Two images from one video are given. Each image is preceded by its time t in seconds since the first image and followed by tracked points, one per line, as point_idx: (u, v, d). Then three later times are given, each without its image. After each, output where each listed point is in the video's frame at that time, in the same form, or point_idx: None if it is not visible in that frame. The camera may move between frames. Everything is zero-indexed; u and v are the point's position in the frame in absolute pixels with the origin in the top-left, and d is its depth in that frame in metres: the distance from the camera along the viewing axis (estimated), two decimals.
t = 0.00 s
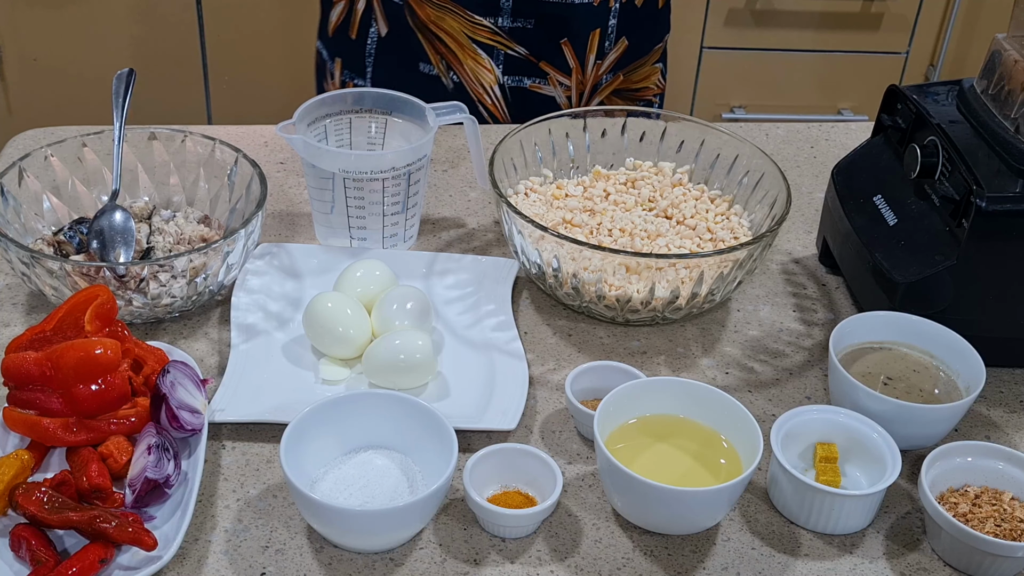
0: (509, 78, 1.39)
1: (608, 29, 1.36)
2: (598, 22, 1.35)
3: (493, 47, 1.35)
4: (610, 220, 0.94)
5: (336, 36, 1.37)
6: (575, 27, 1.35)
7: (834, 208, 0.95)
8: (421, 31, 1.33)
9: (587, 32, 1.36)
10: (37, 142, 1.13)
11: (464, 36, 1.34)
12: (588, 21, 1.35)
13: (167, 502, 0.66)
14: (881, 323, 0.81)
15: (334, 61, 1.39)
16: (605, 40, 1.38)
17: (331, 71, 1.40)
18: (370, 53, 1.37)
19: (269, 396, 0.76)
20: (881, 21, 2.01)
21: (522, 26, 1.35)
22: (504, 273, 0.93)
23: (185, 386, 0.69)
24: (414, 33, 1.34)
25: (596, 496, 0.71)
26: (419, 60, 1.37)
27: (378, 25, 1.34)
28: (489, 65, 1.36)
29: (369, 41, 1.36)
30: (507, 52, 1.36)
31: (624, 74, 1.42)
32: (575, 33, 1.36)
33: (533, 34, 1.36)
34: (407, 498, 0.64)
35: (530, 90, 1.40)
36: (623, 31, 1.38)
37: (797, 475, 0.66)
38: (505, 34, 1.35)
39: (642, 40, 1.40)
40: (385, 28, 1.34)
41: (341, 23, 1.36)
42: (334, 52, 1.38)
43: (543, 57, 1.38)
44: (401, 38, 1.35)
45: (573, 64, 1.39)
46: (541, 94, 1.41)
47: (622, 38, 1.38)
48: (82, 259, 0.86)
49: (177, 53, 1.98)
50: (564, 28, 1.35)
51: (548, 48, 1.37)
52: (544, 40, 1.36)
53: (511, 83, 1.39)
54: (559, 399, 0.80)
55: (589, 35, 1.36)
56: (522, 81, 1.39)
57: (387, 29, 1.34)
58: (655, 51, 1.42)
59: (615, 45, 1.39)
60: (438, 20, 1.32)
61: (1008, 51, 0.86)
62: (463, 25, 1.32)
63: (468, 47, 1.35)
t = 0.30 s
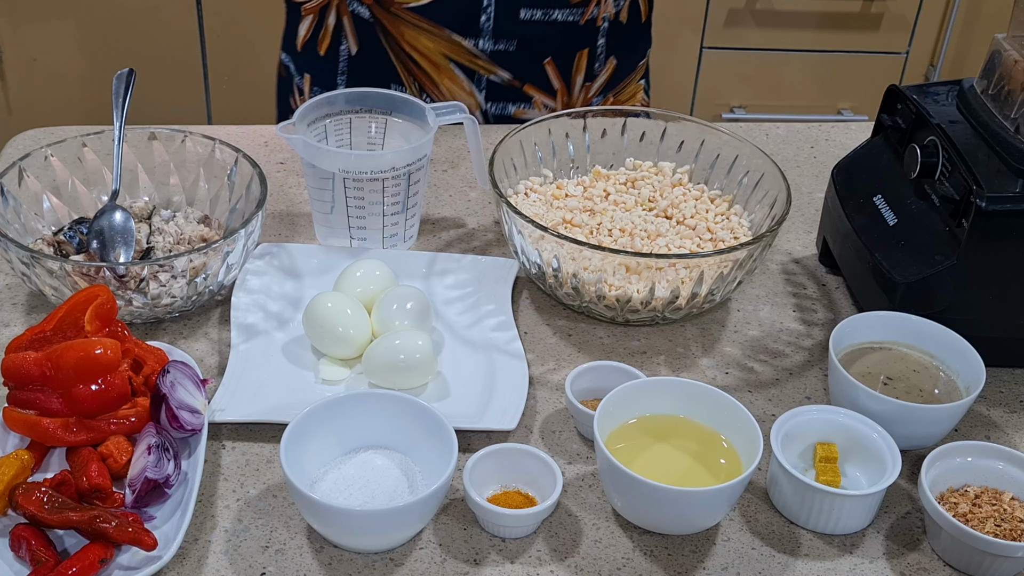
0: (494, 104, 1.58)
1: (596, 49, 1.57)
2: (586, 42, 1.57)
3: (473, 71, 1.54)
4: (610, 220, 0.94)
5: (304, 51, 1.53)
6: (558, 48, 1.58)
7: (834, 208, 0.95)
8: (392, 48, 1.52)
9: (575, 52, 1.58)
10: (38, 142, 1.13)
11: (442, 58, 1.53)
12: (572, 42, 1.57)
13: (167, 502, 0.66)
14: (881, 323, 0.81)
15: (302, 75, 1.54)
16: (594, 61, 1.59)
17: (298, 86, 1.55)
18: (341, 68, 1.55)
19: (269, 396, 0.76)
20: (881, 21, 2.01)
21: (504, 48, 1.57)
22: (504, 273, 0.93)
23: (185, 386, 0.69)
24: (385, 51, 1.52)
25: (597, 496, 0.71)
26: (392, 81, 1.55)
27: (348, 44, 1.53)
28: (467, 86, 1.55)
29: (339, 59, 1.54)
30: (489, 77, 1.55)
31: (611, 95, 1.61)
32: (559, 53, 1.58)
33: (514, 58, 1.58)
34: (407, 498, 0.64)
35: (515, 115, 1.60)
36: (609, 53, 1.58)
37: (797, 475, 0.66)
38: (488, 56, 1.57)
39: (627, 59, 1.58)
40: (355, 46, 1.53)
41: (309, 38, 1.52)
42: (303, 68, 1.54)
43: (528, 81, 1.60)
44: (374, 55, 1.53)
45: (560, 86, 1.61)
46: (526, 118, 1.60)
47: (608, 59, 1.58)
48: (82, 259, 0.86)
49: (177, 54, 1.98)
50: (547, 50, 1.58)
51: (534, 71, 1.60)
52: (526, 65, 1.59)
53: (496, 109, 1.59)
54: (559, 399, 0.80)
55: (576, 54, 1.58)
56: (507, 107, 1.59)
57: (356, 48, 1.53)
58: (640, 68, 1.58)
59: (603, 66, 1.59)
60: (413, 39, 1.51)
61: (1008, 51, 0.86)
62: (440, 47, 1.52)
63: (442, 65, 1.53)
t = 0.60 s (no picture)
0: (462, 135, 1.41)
1: (563, 76, 1.37)
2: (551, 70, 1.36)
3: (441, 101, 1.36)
4: (610, 220, 0.94)
5: (268, 72, 1.32)
6: (529, 80, 1.36)
7: (834, 208, 0.95)
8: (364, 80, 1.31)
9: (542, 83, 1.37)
10: (38, 142, 1.13)
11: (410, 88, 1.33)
12: (541, 71, 1.36)
13: (167, 502, 0.66)
14: (881, 323, 0.81)
15: (267, 96, 1.34)
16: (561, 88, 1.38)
17: (263, 107, 1.35)
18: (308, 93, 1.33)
19: (269, 396, 0.76)
20: (881, 21, 2.01)
21: (474, 80, 1.36)
22: (504, 273, 0.93)
23: (185, 386, 0.69)
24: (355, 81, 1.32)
25: (597, 496, 0.71)
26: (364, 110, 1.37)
27: (314, 68, 1.31)
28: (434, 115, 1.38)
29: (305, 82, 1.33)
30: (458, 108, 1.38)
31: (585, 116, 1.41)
32: (530, 85, 1.38)
33: (483, 89, 1.37)
34: (407, 498, 0.64)
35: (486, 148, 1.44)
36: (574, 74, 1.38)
37: (797, 475, 0.66)
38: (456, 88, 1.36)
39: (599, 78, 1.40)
40: (321, 71, 1.31)
41: (273, 60, 1.31)
42: (267, 89, 1.34)
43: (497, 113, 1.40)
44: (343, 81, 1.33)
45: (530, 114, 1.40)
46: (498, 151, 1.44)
47: (574, 80, 1.39)
48: (82, 259, 0.86)
49: (176, 54, 1.98)
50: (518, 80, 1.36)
51: (502, 101, 1.39)
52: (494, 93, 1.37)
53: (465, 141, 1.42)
54: (559, 399, 0.80)
55: (545, 83, 1.37)
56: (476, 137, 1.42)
57: (321, 73, 1.32)
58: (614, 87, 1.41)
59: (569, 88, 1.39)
60: (381, 70, 1.31)
61: (1008, 51, 0.86)
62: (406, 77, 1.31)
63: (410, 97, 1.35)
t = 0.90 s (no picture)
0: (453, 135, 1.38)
1: (560, 79, 1.34)
2: (547, 72, 1.33)
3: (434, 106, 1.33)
4: (610, 220, 0.94)
5: (258, 91, 1.33)
6: (522, 82, 1.33)
7: (834, 208, 0.95)
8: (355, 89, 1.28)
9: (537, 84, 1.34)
10: (38, 142, 1.13)
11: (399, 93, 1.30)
12: (537, 72, 1.33)
13: (167, 502, 0.66)
14: (880, 323, 0.81)
15: (259, 116, 1.35)
16: (558, 91, 1.36)
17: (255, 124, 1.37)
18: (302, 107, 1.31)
19: (269, 396, 0.76)
20: (881, 21, 2.01)
21: (465, 82, 1.32)
22: (503, 273, 0.93)
23: (185, 386, 0.69)
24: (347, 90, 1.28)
25: (597, 496, 0.71)
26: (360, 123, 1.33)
27: (307, 81, 1.28)
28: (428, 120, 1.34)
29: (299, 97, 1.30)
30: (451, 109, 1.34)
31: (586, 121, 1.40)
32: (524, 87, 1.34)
33: (477, 90, 1.34)
34: (407, 498, 0.64)
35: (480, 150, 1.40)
36: (575, 80, 1.36)
37: (797, 475, 0.66)
38: (448, 89, 1.33)
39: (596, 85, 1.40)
40: (314, 84, 1.28)
41: (264, 79, 1.31)
42: (259, 108, 1.35)
43: (491, 113, 1.36)
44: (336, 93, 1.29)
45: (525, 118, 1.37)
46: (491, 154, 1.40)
47: (576, 86, 1.36)
48: (82, 259, 0.86)
49: (175, 53, 1.98)
50: (512, 83, 1.33)
51: (497, 103, 1.36)
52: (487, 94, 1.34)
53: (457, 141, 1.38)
54: (559, 399, 0.80)
55: (541, 85, 1.34)
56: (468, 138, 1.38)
57: (316, 86, 1.28)
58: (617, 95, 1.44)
59: (569, 95, 1.37)
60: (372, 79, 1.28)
61: (1008, 51, 0.86)
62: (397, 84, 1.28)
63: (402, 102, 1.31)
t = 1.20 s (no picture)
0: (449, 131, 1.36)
1: (560, 76, 1.34)
2: (543, 70, 1.33)
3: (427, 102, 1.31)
4: (610, 220, 0.94)
5: (262, 84, 1.35)
6: (518, 79, 1.33)
7: (834, 208, 0.95)
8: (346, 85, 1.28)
9: (534, 82, 1.34)
10: (38, 142, 1.13)
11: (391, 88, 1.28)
12: (533, 69, 1.33)
13: (167, 502, 0.66)
14: (881, 323, 0.81)
15: (263, 108, 1.37)
16: (557, 88, 1.36)
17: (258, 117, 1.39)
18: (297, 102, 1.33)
19: (269, 396, 0.76)
20: (881, 21, 2.01)
21: (459, 80, 1.32)
22: (503, 273, 0.93)
23: (185, 386, 0.69)
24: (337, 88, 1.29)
25: (597, 496, 0.71)
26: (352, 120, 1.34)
27: (302, 77, 1.30)
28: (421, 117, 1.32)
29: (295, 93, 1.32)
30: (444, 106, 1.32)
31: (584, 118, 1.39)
32: (520, 84, 1.34)
33: (471, 88, 1.33)
34: (407, 498, 0.64)
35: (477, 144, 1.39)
36: (577, 77, 1.36)
37: (797, 475, 0.66)
38: (441, 88, 1.32)
39: (595, 83, 1.39)
40: (309, 80, 1.30)
41: (267, 71, 1.33)
42: (262, 101, 1.36)
43: (487, 111, 1.36)
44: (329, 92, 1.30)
45: (521, 116, 1.38)
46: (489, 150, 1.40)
47: (577, 84, 1.36)
48: (82, 259, 0.86)
49: (175, 53, 1.98)
50: (507, 80, 1.33)
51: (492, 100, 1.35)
52: (482, 92, 1.34)
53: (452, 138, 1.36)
54: (559, 399, 0.80)
55: (537, 83, 1.34)
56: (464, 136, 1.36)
57: (309, 82, 1.30)
58: (614, 90, 1.42)
59: (569, 93, 1.37)
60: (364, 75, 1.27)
61: (1008, 51, 0.86)
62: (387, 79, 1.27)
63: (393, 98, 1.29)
